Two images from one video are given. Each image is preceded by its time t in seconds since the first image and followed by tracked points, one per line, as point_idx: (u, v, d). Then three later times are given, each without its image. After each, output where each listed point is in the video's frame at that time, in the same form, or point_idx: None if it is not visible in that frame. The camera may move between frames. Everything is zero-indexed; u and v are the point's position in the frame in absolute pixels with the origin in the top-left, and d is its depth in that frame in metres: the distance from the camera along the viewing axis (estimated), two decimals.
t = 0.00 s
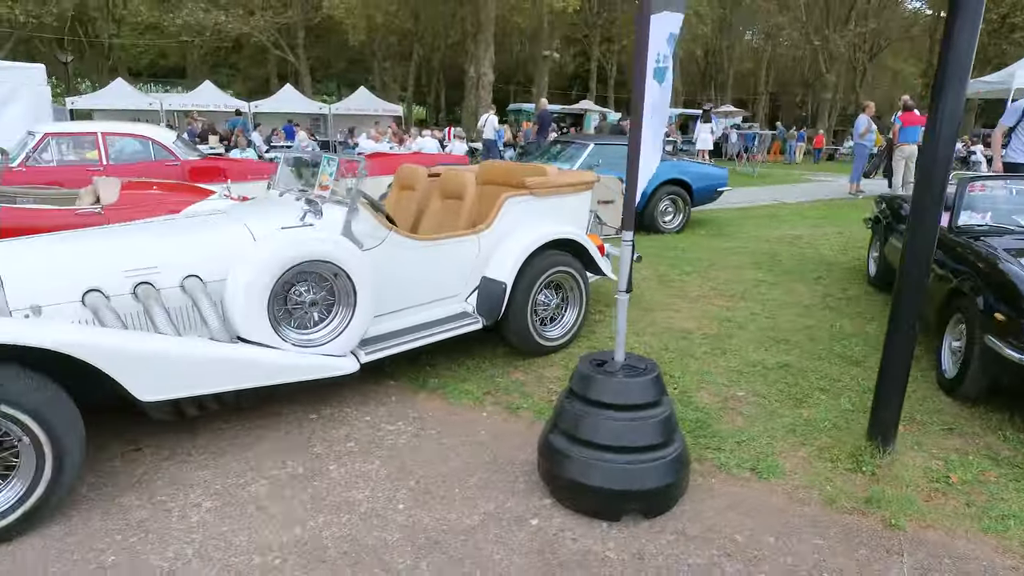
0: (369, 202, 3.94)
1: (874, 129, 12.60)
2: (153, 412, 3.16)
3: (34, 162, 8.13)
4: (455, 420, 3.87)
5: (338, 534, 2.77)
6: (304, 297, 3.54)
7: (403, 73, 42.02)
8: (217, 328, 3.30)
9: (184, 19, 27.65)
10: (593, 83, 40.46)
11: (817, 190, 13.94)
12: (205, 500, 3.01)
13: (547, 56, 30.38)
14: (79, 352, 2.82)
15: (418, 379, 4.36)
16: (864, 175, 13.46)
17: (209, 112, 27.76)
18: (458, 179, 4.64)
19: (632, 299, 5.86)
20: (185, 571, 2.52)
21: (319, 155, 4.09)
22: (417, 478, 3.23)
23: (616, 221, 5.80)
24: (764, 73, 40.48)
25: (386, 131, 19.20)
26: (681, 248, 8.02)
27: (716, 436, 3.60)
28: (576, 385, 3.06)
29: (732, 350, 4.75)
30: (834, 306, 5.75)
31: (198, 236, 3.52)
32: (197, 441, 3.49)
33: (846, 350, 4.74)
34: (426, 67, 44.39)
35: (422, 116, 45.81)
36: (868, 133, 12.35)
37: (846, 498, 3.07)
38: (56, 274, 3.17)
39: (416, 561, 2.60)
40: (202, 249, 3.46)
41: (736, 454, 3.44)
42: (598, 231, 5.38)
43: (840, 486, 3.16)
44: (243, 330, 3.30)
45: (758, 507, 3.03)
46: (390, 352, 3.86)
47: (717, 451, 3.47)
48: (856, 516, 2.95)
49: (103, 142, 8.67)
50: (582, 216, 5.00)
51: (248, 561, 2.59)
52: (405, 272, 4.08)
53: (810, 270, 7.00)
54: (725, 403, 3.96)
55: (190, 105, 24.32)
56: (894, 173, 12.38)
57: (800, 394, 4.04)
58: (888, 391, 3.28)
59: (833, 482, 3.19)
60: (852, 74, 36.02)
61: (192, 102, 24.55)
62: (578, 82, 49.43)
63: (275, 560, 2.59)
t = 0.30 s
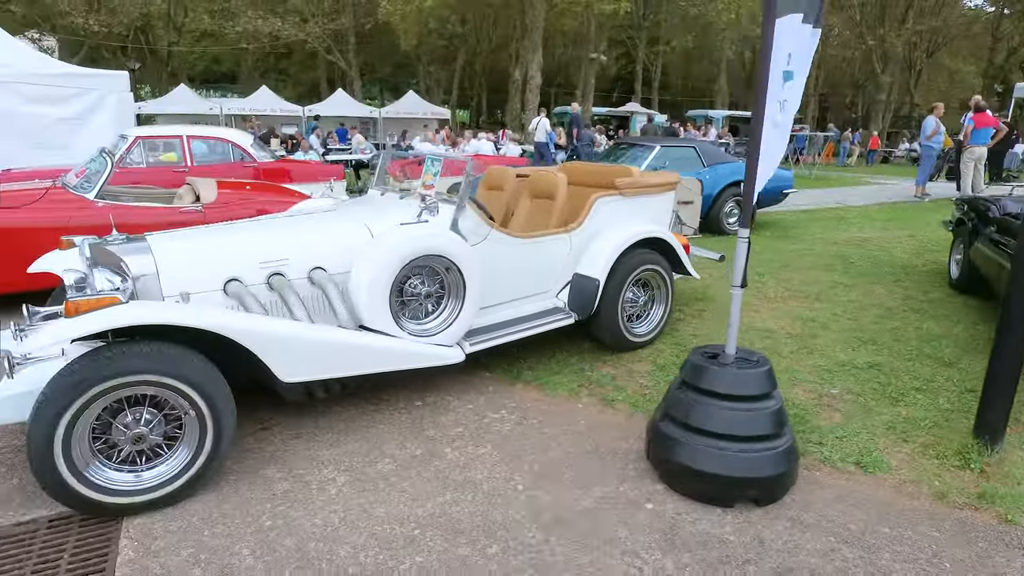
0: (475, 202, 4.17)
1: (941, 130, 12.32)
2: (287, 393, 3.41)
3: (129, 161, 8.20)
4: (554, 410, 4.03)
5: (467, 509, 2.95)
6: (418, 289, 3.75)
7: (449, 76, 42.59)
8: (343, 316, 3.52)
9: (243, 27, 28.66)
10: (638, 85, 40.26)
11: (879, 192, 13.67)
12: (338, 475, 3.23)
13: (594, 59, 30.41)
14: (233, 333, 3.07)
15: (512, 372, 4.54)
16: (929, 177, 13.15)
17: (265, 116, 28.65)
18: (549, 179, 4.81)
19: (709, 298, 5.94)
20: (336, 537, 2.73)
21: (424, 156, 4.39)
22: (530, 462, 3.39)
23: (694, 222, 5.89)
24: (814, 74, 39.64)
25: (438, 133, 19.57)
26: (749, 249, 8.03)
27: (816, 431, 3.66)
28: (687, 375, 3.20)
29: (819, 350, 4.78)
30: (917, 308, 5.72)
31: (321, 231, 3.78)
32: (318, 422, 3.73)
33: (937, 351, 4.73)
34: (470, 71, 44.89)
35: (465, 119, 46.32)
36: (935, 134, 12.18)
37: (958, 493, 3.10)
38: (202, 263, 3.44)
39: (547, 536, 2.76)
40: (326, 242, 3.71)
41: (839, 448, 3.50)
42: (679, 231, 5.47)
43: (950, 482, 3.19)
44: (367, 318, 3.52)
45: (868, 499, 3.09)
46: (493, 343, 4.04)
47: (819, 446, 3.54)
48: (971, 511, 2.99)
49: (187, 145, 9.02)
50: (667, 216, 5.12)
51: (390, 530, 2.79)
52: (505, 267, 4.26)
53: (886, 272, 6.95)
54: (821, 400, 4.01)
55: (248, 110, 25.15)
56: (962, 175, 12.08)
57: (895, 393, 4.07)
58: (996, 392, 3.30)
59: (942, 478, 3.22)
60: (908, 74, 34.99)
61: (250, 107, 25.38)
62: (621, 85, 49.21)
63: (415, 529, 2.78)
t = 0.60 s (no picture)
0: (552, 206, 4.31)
1: (981, 131, 12.20)
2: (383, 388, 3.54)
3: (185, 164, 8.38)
4: (629, 407, 4.13)
5: (567, 501, 3.07)
6: (502, 289, 3.87)
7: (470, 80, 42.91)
8: (434, 314, 3.65)
9: (272, 34, 29.21)
10: (659, 88, 40.24)
11: (916, 194, 13.55)
12: (434, 467, 3.36)
13: (617, 62, 30.51)
14: (340, 328, 3.22)
15: (581, 371, 4.65)
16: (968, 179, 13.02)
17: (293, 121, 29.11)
18: (615, 182, 4.92)
19: (764, 300, 6.00)
20: (447, 525, 2.86)
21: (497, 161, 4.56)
22: (617, 457, 3.50)
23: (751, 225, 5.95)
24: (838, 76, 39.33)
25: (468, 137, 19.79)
26: (795, 251, 8.06)
27: (894, 430, 3.72)
28: (775, 373, 3.30)
29: (884, 351, 4.83)
30: (976, 310, 5.73)
31: (407, 233, 3.93)
32: (405, 418, 3.87)
33: (1003, 352, 4.75)
34: (492, 75, 45.19)
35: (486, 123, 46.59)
36: (974, 135, 12.00)
37: None
38: (299, 263, 3.59)
39: (649, 527, 2.87)
40: (413, 243, 3.86)
41: (920, 447, 3.56)
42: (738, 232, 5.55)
43: None
44: (456, 317, 3.65)
45: (958, 496, 3.15)
46: (570, 342, 4.15)
47: (899, 444, 3.60)
48: None
49: (236, 151, 9.26)
50: (728, 219, 5.20)
51: (497, 519, 2.91)
52: (577, 268, 4.37)
53: (938, 274, 6.95)
54: (893, 400, 4.07)
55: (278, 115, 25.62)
56: (1003, 177, 11.95)
57: (968, 393, 4.11)
58: None
59: None
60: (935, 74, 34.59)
61: (279, 113, 25.83)
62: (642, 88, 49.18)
63: (522, 519, 2.90)
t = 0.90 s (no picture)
0: (604, 206, 4.47)
1: (995, 132, 12.30)
2: (456, 379, 3.68)
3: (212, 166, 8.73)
4: (683, 400, 4.28)
5: (641, 487, 3.20)
6: (563, 285, 4.01)
7: (476, 82, 43.10)
8: (502, 309, 3.79)
9: (282, 36, 29.43)
10: (665, 89, 40.43)
11: (931, 195, 13.67)
12: (508, 456, 3.50)
13: (624, 64, 30.67)
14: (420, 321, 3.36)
15: (631, 365, 4.78)
16: (982, 179, 13.12)
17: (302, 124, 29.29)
18: (659, 182, 5.07)
19: (799, 297, 6.14)
20: (533, 508, 3.00)
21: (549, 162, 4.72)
22: (681, 446, 3.64)
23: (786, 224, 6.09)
24: (843, 77, 39.47)
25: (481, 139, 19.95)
26: (820, 250, 8.20)
27: (944, 420, 3.86)
28: (835, 363, 3.45)
29: (923, 346, 4.97)
30: (1007, 306, 5.86)
31: (471, 232, 4.09)
32: (471, 410, 4.01)
33: None
34: (497, 77, 45.38)
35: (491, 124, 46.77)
36: (989, 136, 12.14)
37: None
38: (372, 259, 3.74)
39: (724, 510, 3.01)
40: (478, 241, 4.02)
41: (971, 436, 3.70)
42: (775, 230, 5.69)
43: None
44: (523, 311, 3.79)
45: (1014, 482, 3.28)
46: (625, 337, 4.29)
47: (951, 433, 3.74)
48: None
49: (264, 153, 9.50)
50: (767, 219, 5.35)
51: (579, 502, 3.05)
52: (629, 265, 4.52)
53: (964, 271, 7.08)
54: (939, 392, 4.21)
55: (288, 117, 25.79)
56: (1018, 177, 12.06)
57: (1011, 386, 4.24)
58: None
59: None
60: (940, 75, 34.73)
61: (289, 114, 25.96)
62: (647, 89, 49.33)
63: (602, 503, 3.04)
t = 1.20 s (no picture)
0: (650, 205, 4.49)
1: (1009, 131, 12.35)
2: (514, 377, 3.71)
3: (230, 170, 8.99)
4: (731, 397, 4.30)
5: (705, 483, 3.22)
6: (615, 284, 4.03)
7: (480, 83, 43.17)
8: (557, 307, 3.81)
9: (289, 38, 29.50)
10: (669, 90, 40.51)
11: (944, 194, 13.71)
12: (568, 452, 3.52)
13: (630, 65, 30.73)
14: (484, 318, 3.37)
15: (673, 363, 4.81)
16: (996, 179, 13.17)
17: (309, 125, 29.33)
18: (699, 182, 5.09)
19: (831, 295, 6.17)
20: (602, 503, 3.02)
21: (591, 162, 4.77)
22: (737, 442, 3.66)
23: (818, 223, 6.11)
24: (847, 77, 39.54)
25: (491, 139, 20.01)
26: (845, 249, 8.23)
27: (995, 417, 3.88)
28: (893, 359, 3.48)
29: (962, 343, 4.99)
30: None
31: (522, 231, 4.12)
32: (523, 408, 4.03)
33: None
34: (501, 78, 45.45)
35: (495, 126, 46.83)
36: (1003, 136, 12.20)
37: None
38: (428, 258, 3.76)
39: (792, 505, 3.03)
40: (529, 240, 4.04)
41: None
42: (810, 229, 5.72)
43: None
44: (578, 309, 3.81)
45: None
46: (673, 335, 4.31)
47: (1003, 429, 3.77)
48: None
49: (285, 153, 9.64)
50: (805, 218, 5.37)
51: (646, 498, 3.07)
52: (673, 264, 4.54)
53: (991, 270, 7.11)
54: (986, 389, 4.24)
55: (296, 118, 25.82)
56: None
57: None
58: None
59: None
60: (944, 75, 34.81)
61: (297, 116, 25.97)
62: (650, 90, 49.40)
63: (670, 498, 3.06)
